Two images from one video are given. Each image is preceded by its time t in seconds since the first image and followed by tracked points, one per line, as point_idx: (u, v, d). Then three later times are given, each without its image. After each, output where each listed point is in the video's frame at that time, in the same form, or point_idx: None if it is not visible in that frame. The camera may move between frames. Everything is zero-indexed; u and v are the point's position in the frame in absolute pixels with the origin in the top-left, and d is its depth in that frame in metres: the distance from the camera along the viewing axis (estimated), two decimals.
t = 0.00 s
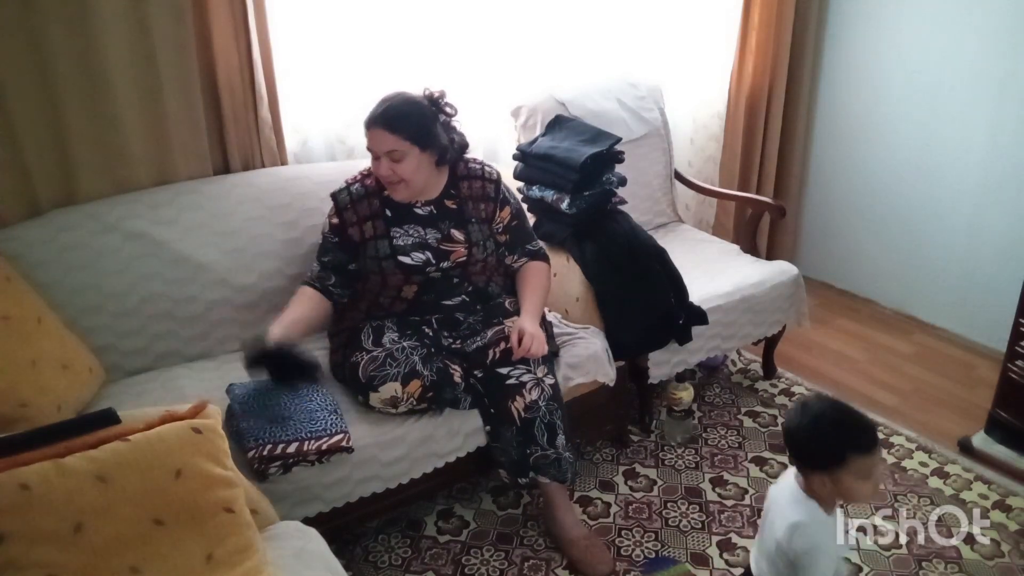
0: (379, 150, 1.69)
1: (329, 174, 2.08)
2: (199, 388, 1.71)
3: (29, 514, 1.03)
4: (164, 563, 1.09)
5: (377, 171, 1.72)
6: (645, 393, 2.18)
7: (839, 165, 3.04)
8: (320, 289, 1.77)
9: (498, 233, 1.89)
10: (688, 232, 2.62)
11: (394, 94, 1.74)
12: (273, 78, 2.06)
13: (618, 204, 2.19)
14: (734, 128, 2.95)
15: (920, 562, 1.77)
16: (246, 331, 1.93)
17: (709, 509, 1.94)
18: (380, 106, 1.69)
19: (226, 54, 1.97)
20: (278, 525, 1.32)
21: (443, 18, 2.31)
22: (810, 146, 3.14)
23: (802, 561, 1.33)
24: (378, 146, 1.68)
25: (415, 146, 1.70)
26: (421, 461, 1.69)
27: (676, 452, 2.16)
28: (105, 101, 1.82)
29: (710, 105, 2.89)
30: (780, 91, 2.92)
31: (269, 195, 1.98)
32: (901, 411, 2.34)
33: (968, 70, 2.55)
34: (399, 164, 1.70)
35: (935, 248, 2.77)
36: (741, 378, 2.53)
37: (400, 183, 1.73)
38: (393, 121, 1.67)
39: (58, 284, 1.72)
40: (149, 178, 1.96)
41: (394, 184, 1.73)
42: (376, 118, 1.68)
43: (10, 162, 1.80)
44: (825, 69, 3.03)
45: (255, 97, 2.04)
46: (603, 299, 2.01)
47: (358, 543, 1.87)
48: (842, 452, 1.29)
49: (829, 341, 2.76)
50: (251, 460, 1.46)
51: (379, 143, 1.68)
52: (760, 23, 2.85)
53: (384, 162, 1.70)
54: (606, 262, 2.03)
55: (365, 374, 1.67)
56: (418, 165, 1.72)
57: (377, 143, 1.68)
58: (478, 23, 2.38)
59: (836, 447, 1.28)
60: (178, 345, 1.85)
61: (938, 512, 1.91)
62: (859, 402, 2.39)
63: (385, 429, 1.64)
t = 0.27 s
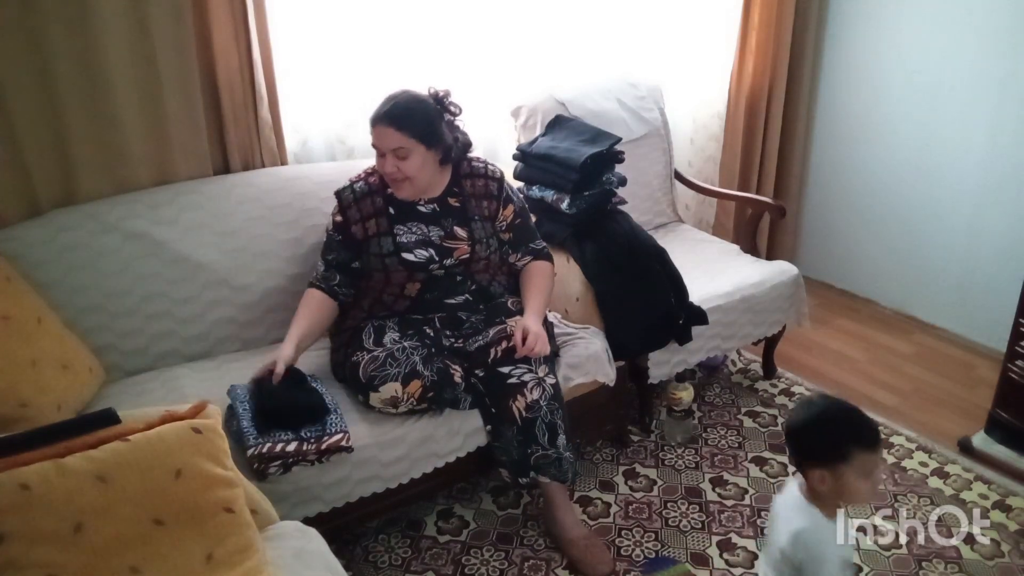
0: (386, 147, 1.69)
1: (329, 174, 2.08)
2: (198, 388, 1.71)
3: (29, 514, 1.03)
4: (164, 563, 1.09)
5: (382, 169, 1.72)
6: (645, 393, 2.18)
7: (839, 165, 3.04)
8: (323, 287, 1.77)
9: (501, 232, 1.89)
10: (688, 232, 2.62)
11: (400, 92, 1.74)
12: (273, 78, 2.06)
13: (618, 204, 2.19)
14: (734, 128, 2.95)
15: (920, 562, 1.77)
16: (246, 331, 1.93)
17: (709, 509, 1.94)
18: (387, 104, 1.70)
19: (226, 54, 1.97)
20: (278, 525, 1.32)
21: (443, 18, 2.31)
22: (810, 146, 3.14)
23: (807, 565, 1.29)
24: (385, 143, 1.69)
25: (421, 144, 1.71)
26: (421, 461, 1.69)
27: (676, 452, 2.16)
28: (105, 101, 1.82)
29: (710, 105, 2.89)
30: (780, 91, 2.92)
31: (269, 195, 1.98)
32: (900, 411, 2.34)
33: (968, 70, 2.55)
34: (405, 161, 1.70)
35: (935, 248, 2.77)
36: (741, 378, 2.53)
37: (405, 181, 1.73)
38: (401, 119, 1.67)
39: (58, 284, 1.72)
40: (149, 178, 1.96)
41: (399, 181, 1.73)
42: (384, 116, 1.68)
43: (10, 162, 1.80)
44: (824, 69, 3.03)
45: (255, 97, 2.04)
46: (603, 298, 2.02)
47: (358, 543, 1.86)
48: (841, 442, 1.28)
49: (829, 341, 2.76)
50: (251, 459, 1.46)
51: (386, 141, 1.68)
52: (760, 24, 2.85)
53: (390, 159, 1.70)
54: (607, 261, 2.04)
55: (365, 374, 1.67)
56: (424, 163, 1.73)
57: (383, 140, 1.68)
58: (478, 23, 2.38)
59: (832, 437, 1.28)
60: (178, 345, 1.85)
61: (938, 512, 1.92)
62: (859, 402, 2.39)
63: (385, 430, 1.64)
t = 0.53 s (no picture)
0: (392, 142, 1.69)
1: (330, 174, 2.08)
2: (198, 388, 1.71)
3: (28, 514, 1.03)
4: (164, 563, 1.09)
5: (387, 164, 1.72)
6: (645, 393, 2.17)
7: (839, 165, 3.04)
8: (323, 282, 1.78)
9: (502, 232, 1.89)
10: (688, 232, 2.62)
11: (407, 90, 1.75)
12: (274, 79, 2.06)
13: (619, 204, 2.19)
14: (734, 128, 2.95)
15: (920, 562, 1.77)
16: (246, 331, 1.93)
17: (709, 509, 1.94)
18: (394, 100, 1.71)
19: (227, 55, 1.97)
20: (278, 525, 1.32)
21: (443, 19, 2.31)
22: (810, 146, 3.14)
23: None
24: (391, 139, 1.69)
25: (427, 141, 1.72)
26: (421, 461, 1.69)
27: (676, 452, 2.16)
28: (106, 101, 1.82)
29: (710, 105, 2.89)
30: (780, 91, 2.92)
31: (269, 195, 1.98)
32: (901, 411, 2.34)
33: (968, 70, 2.55)
34: (410, 158, 1.71)
35: (935, 247, 2.77)
36: (741, 378, 2.53)
37: (408, 177, 1.73)
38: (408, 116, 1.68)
39: (58, 284, 1.72)
40: (149, 178, 1.96)
41: (403, 177, 1.73)
42: (392, 111, 1.69)
43: (10, 162, 1.80)
44: (825, 69, 3.03)
45: (255, 97, 2.04)
46: (602, 298, 2.02)
47: (358, 543, 1.87)
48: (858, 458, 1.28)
49: (829, 341, 2.76)
50: (251, 458, 1.46)
51: (392, 136, 1.69)
52: (760, 24, 2.85)
53: (394, 155, 1.70)
54: (607, 261, 2.04)
55: (365, 373, 1.67)
56: (428, 161, 1.73)
57: (390, 135, 1.69)
58: (478, 23, 2.38)
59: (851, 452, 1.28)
60: (178, 345, 1.85)
61: (938, 512, 1.92)
62: (859, 402, 2.39)
63: (385, 429, 1.64)
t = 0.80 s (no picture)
0: (388, 142, 1.69)
1: (330, 174, 2.08)
2: (199, 388, 1.72)
3: (28, 514, 1.03)
4: (164, 563, 1.09)
5: (383, 164, 1.72)
6: (645, 393, 2.17)
7: (839, 164, 3.04)
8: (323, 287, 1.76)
9: (501, 232, 1.89)
10: (688, 232, 2.62)
11: (404, 92, 1.76)
12: (274, 79, 2.06)
13: (619, 204, 2.19)
14: (734, 128, 2.95)
15: (920, 562, 1.77)
16: (246, 331, 1.93)
17: (709, 509, 1.94)
18: (391, 101, 1.71)
19: (227, 56, 1.97)
20: (278, 525, 1.32)
21: (443, 19, 2.31)
22: (810, 146, 3.14)
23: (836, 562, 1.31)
24: (387, 139, 1.69)
25: (423, 142, 1.71)
26: (421, 461, 1.69)
27: (676, 452, 2.16)
28: (106, 101, 1.82)
29: (710, 105, 2.89)
30: (780, 91, 2.92)
31: (269, 195, 1.98)
32: (900, 411, 2.34)
33: (968, 70, 2.55)
34: (406, 158, 1.70)
35: (935, 247, 2.77)
36: (741, 378, 2.53)
37: (404, 178, 1.73)
38: (404, 116, 1.69)
39: (58, 284, 1.72)
40: (149, 178, 1.96)
41: (398, 178, 1.72)
42: (388, 111, 1.69)
43: (10, 163, 1.80)
44: (825, 69, 3.02)
45: (255, 97, 2.04)
46: (602, 298, 2.03)
47: (359, 543, 1.87)
48: (854, 453, 1.26)
49: (829, 341, 2.76)
50: (251, 459, 1.46)
51: (388, 136, 1.69)
52: (760, 24, 2.85)
53: (391, 155, 1.70)
54: (607, 260, 2.04)
55: (365, 373, 1.67)
56: (425, 162, 1.73)
57: (386, 135, 1.69)
58: (478, 23, 2.38)
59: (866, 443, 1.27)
60: (178, 345, 1.85)
61: (938, 512, 1.91)
62: (859, 402, 2.39)
63: (385, 429, 1.64)
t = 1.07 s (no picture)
0: (388, 142, 1.70)
1: (330, 174, 2.08)
2: (199, 388, 1.71)
3: (28, 514, 1.03)
4: (164, 562, 1.09)
5: (382, 164, 1.72)
6: (645, 393, 2.17)
7: (839, 164, 3.04)
8: (320, 289, 1.75)
9: (499, 236, 1.89)
10: (688, 232, 2.62)
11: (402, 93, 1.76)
12: (274, 79, 2.06)
13: (619, 204, 2.19)
14: (734, 128, 2.95)
15: (920, 562, 1.77)
16: (246, 331, 1.92)
17: (709, 509, 1.94)
18: (390, 101, 1.71)
19: (227, 56, 1.97)
20: (278, 525, 1.32)
21: (443, 19, 2.31)
22: (810, 146, 3.14)
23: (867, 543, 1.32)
24: (387, 138, 1.69)
25: (423, 142, 1.72)
26: (421, 461, 1.68)
27: (676, 452, 2.16)
28: (106, 101, 1.82)
29: (710, 105, 2.89)
30: (780, 92, 2.92)
31: (269, 195, 1.98)
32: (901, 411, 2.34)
33: (968, 70, 2.55)
34: (406, 158, 1.71)
35: (935, 247, 2.77)
36: (741, 378, 2.53)
37: (404, 179, 1.73)
38: (405, 116, 1.69)
39: (57, 284, 1.72)
40: (149, 178, 1.96)
41: (398, 178, 1.73)
42: (388, 112, 1.69)
43: (10, 163, 1.80)
44: (825, 69, 3.02)
45: (255, 97, 2.04)
46: (602, 299, 2.02)
47: (359, 543, 1.87)
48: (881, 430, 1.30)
49: (829, 341, 2.76)
50: (251, 461, 1.46)
51: (389, 136, 1.69)
52: (760, 24, 2.85)
53: (391, 155, 1.70)
54: (607, 261, 2.04)
55: (365, 374, 1.67)
56: (424, 162, 1.74)
57: (387, 135, 1.69)
58: (478, 23, 2.38)
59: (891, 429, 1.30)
60: (178, 345, 1.85)
61: (938, 512, 1.91)
62: (859, 402, 2.39)
63: (385, 430, 1.64)
